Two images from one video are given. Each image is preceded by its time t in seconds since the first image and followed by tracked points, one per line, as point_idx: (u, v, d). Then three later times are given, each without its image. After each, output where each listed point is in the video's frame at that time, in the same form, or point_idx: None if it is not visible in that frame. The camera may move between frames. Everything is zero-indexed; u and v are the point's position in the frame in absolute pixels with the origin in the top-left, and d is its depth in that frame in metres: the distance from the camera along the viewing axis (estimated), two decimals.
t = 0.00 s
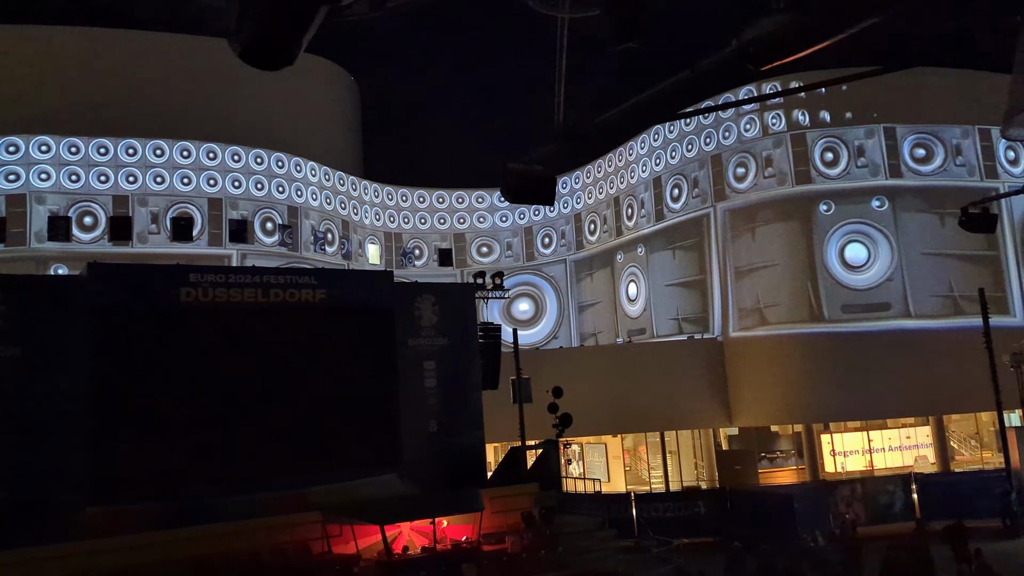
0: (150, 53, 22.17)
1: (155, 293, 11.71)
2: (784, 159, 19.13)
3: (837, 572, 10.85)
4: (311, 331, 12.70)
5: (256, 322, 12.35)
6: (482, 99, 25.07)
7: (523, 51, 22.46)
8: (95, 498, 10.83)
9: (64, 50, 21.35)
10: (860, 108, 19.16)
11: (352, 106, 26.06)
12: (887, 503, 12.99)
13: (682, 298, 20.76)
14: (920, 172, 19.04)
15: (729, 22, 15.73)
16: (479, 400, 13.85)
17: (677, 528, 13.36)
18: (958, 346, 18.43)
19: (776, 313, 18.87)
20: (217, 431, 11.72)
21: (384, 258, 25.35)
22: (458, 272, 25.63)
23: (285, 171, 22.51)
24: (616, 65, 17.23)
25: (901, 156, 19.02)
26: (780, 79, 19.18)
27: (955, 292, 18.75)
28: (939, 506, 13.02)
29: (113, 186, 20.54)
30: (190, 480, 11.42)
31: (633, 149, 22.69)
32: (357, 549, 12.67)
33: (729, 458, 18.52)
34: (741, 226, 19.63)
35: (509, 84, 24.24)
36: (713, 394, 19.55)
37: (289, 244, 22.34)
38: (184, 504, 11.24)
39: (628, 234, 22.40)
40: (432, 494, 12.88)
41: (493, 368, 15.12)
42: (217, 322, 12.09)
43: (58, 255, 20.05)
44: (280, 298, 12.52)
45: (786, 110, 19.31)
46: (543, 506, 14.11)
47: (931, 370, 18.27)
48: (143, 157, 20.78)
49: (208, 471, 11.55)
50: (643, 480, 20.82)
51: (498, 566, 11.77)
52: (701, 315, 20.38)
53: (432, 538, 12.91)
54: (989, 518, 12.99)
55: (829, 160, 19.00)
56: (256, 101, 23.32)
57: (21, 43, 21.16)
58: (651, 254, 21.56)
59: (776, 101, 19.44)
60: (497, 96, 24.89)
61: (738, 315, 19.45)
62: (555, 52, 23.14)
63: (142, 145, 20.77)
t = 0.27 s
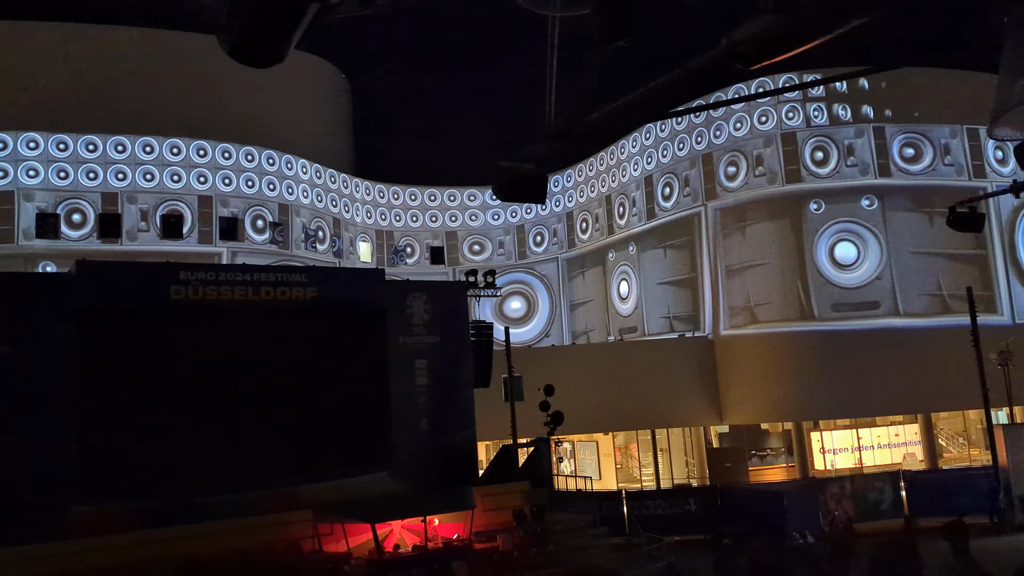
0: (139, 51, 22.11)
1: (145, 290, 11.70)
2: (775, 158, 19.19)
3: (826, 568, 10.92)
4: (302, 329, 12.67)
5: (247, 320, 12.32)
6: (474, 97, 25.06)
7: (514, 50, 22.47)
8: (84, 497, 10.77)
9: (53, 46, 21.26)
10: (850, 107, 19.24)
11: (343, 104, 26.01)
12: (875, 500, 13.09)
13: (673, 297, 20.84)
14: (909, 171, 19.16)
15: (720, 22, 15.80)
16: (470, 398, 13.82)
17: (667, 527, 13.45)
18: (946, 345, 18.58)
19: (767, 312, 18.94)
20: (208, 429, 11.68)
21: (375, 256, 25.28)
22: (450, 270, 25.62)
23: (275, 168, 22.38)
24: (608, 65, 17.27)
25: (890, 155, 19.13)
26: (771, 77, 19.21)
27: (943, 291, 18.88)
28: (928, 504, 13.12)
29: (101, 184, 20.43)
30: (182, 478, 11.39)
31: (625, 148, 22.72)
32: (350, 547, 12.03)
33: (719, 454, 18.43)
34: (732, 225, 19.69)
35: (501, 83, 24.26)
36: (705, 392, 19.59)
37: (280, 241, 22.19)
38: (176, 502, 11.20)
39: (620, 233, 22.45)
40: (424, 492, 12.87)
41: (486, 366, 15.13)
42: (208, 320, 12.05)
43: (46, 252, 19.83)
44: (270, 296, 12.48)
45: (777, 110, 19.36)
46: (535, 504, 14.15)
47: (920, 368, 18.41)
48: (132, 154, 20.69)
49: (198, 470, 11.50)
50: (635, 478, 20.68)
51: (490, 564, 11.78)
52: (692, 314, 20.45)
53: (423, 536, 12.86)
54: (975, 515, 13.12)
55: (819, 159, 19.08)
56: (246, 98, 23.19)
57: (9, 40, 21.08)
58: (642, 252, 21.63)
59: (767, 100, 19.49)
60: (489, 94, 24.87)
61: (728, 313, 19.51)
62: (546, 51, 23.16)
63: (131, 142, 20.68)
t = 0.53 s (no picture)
0: (113, 41, 21.89)
1: (119, 282, 11.52)
2: (752, 156, 19.35)
3: (799, 563, 11.04)
4: (277, 322, 12.61)
5: (222, 313, 12.24)
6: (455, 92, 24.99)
7: (496, 45, 22.41)
8: (54, 491, 10.57)
9: (25, 34, 20.93)
10: (827, 106, 19.39)
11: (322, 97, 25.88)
12: (848, 495, 13.30)
13: (650, 292, 20.96)
14: (884, 169, 19.36)
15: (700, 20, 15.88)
16: (447, 393, 13.84)
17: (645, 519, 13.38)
18: (918, 341, 18.85)
19: (743, 308, 19.11)
20: (181, 423, 11.57)
21: (353, 250, 25.18)
22: (428, 264, 25.55)
23: (252, 160, 22.22)
24: (587, 60, 17.28)
25: (866, 154, 19.33)
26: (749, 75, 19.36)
27: (916, 289, 19.13)
28: (899, 498, 13.29)
29: (75, 174, 20.12)
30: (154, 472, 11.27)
31: (604, 144, 22.78)
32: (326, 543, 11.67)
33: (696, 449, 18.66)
34: (709, 221, 19.82)
35: (481, 77, 24.21)
36: (682, 388, 19.71)
37: (257, 234, 22.07)
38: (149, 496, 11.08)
39: (599, 229, 22.53)
40: (401, 486, 12.84)
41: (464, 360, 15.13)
42: (183, 313, 11.93)
43: (18, 243, 19.62)
44: (246, 289, 12.30)
45: (755, 107, 19.51)
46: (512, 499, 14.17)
47: (893, 364, 18.66)
48: (106, 144, 20.40)
49: (172, 464, 11.37)
50: (611, 472, 20.68)
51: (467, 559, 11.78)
52: (669, 310, 20.58)
53: (400, 530, 12.73)
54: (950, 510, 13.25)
55: (795, 157, 19.27)
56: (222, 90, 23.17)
57: None
58: (621, 248, 21.71)
59: (745, 98, 19.64)
60: (469, 89, 24.80)
61: (705, 309, 19.64)
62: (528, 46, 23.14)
63: (105, 132, 20.40)
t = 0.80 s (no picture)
0: (82, 24, 21.51)
1: (83, 268, 11.36)
2: (725, 151, 19.49)
3: (765, 553, 11.17)
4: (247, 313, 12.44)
5: (190, 302, 12.03)
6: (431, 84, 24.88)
7: (473, 36, 22.33)
8: (16, 481, 10.39)
9: None
10: (798, 104, 19.54)
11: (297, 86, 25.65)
12: (814, 488, 13.50)
13: (622, 286, 21.04)
14: (853, 168, 19.61)
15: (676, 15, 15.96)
16: (418, 384, 13.80)
17: (612, 513, 13.73)
18: (883, 337, 19.17)
19: (714, 303, 19.28)
20: (146, 413, 11.43)
21: (325, 241, 24.96)
22: (400, 255, 25.41)
23: (222, 148, 21.90)
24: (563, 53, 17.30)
25: (836, 152, 19.55)
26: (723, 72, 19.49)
27: (883, 286, 19.44)
28: (863, 492, 13.51)
29: (40, 159, 19.74)
30: (118, 462, 11.13)
31: (578, 138, 22.82)
32: (294, 533, 11.52)
33: (665, 442, 18.89)
34: (681, 217, 19.94)
35: (457, 69, 24.11)
36: (653, 382, 19.80)
37: (227, 223, 21.71)
38: (113, 487, 10.94)
39: (572, 223, 22.58)
40: (371, 479, 12.77)
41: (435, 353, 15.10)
42: (149, 301, 11.73)
43: None
44: (216, 278, 12.14)
45: (728, 104, 19.65)
46: (482, 491, 14.20)
47: (859, 360, 18.96)
48: (73, 129, 20.05)
49: (136, 454, 11.25)
50: (581, 465, 21.10)
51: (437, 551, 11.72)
52: (641, 304, 20.69)
53: (369, 522, 12.69)
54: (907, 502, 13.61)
55: (767, 154, 19.43)
56: (196, 76, 22.88)
57: None
58: (594, 242, 21.77)
59: (718, 94, 19.78)
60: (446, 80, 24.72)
61: (676, 304, 19.78)
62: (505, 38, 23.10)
63: (72, 117, 20.06)
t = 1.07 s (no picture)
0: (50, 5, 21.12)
1: (46, 256, 10.97)
2: (696, 148, 19.63)
3: (728, 545, 11.29)
4: (214, 302, 12.32)
5: (156, 289, 11.88)
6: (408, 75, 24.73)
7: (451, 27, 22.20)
8: None
9: None
10: (770, 102, 19.73)
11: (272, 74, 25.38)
12: (778, 482, 13.73)
13: (593, 280, 21.10)
14: (822, 166, 19.84)
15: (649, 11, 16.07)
16: (387, 375, 13.77)
17: (580, 505, 13.80)
18: (848, 334, 19.46)
19: (684, 298, 19.42)
20: (109, 401, 11.26)
21: (296, 230, 24.81)
22: (371, 246, 25.35)
23: (192, 134, 21.59)
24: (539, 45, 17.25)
25: (806, 150, 19.77)
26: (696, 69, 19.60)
27: (849, 283, 19.71)
28: (826, 486, 13.75)
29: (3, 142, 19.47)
30: (78, 451, 10.96)
31: (551, 131, 22.81)
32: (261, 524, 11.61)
33: (633, 435, 19.09)
34: (653, 211, 20.04)
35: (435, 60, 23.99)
36: (623, 376, 19.89)
37: (195, 210, 21.44)
38: (73, 476, 10.78)
39: (544, 216, 22.60)
40: (338, 470, 12.71)
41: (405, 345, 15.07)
42: (113, 288, 11.56)
43: None
44: (183, 267, 11.97)
45: (701, 101, 19.75)
46: (450, 482, 14.19)
47: (824, 356, 19.23)
48: (38, 113, 19.72)
49: (97, 443, 11.09)
50: (550, 456, 21.36)
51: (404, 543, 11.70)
52: (612, 298, 20.77)
53: (336, 513, 12.81)
54: (868, 496, 13.79)
55: (738, 150, 19.60)
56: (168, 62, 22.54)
57: None
58: (566, 235, 21.80)
59: (692, 90, 19.88)
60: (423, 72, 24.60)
61: (647, 298, 19.88)
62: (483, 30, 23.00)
63: (37, 100, 19.71)
